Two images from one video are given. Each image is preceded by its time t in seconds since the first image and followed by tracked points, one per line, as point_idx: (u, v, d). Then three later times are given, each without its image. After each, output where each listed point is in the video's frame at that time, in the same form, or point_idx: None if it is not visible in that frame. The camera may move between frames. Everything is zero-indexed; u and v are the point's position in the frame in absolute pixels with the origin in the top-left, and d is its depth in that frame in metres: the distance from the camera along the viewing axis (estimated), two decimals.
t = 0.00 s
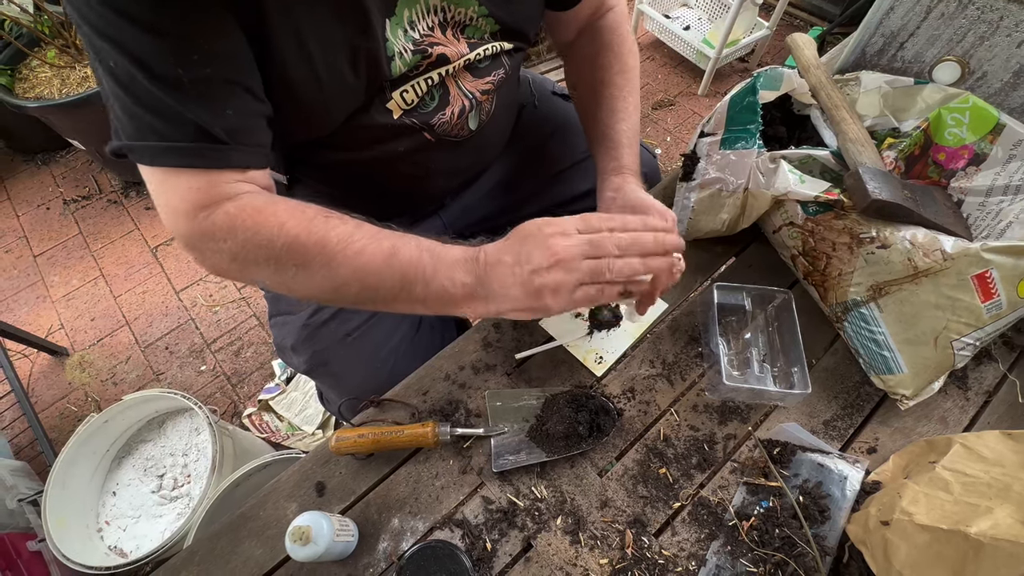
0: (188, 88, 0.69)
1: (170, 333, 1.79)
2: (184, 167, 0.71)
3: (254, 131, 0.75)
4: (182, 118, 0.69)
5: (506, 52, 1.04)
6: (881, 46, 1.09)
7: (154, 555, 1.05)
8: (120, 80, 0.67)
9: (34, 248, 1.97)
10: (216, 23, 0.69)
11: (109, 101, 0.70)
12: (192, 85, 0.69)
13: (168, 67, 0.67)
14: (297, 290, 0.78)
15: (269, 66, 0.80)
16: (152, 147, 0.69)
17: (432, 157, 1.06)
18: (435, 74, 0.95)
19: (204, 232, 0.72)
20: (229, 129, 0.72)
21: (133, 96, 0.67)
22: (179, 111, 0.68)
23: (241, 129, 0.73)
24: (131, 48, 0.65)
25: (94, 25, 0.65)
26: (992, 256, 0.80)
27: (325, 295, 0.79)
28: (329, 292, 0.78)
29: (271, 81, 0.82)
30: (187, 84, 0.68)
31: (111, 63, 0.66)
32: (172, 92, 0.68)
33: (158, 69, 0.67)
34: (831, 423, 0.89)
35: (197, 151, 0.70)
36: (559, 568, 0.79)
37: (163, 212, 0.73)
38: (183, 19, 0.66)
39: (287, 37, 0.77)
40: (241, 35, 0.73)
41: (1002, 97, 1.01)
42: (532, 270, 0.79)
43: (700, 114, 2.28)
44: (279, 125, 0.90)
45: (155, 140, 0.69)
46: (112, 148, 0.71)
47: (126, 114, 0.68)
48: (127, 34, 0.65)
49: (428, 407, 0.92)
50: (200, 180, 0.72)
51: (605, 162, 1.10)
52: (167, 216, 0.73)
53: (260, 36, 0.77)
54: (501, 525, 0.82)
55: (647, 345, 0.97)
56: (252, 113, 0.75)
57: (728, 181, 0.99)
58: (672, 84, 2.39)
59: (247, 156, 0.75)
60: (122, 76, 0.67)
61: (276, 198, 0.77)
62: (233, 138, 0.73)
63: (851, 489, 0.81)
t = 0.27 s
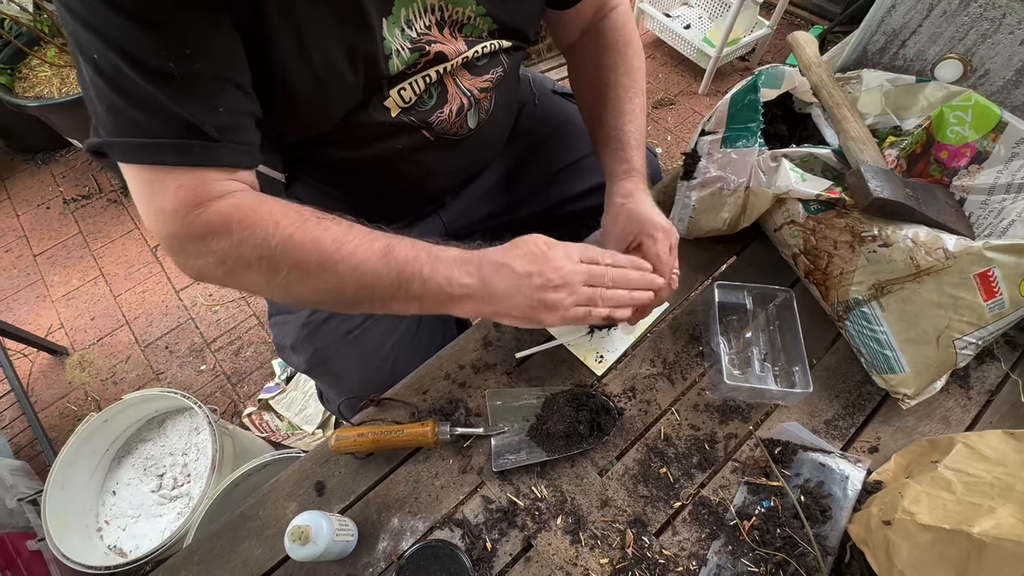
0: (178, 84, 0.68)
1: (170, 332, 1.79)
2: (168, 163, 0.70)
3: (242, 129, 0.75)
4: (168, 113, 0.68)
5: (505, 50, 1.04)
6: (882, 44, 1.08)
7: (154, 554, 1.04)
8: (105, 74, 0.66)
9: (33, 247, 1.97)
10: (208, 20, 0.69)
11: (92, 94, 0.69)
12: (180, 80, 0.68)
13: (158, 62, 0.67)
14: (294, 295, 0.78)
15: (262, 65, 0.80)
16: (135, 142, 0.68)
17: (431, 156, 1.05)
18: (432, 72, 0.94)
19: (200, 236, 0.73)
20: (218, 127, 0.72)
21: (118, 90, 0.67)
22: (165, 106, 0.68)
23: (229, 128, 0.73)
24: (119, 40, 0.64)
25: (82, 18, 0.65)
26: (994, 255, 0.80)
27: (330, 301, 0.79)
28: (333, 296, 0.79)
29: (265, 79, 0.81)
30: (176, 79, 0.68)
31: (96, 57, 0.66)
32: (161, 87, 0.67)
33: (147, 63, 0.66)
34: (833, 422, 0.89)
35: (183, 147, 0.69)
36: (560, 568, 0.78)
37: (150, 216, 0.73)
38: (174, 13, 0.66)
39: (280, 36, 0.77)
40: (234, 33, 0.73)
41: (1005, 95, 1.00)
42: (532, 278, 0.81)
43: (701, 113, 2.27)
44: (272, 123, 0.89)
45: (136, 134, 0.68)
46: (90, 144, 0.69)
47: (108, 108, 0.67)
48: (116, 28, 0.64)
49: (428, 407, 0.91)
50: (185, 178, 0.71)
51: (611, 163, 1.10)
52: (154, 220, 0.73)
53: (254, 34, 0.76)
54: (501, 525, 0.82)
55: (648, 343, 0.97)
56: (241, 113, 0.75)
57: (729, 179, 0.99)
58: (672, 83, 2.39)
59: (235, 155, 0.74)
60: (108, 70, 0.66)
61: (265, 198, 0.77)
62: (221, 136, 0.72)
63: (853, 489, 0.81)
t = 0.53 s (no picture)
0: (185, 91, 0.68)
1: (171, 332, 1.79)
2: (175, 170, 0.70)
3: (247, 134, 0.75)
4: (175, 120, 0.68)
5: (505, 50, 1.04)
6: (883, 43, 1.08)
7: (155, 553, 1.04)
8: (111, 81, 0.66)
9: (34, 247, 1.97)
10: (214, 26, 0.69)
11: (96, 99, 0.68)
12: (187, 87, 0.68)
13: (165, 69, 0.66)
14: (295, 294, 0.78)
15: (266, 67, 0.80)
16: (142, 149, 0.68)
17: (431, 155, 1.05)
18: (434, 73, 0.95)
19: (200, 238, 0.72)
20: (224, 133, 0.72)
21: (124, 98, 0.66)
22: (172, 113, 0.68)
23: (235, 133, 0.73)
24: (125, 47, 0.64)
25: (87, 25, 0.64)
26: (995, 254, 0.80)
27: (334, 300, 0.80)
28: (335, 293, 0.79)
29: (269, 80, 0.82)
30: (183, 86, 0.68)
31: (102, 63, 0.65)
32: (168, 94, 0.67)
33: (153, 69, 0.66)
34: (834, 421, 0.89)
35: (190, 154, 0.70)
36: (560, 567, 0.78)
37: (152, 219, 0.73)
38: (181, 20, 0.66)
39: (284, 40, 0.77)
40: (239, 37, 0.73)
41: (1006, 94, 1.00)
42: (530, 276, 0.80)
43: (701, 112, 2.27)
44: (274, 124, 0.89)
45: (142, 142, 0.68)
46: (96, 150, 0.69)
47: (114, 115, 0.67)
48: (124, 36, 0.64)
49: (429, 406, 0.91)
50: (190, 184, 0.71)
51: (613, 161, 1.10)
52: (155, 224, 0.73)
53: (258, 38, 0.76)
54: (502, 524, 0.82)
55: (649, 343, 0.97)
56: (246, 118, 0.75)
57: (730, 178, 0.99)
58: (672, 83, 2.39)
59: (240, 159, 0.74)
60: (114, 77, 0.66)
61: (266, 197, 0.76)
62: (227, 142, 0.73)
63: (853, 488, 0.81)
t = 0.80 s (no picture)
0: (186, 90, 0.69)
1: (171, 331, 1.79)
2: (177, 168, 0.70)
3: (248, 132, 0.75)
4: (176, 118, 0.68)
5: (508, 50, 1.04)
6: (885, 42, 1.08)
7: (156, 553, 1.04)
8: (113, 80, 0.66)
9: (34, 247, 1.97)
10: (212, 24, 0.68)
11: (97, 97, 0.69)
12: (186, 86, 0.68)
13: (166, 68, 0.66)
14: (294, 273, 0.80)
15: (266, 66, 0.81)
16: (145, 147, 0.68)
17: (432, 157, 1.05)
18: (438, 76, 0.94)
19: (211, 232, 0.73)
20: (225, 131, 0.72)
21: (126, 97, 0.66)
22: (171, 112, 0.68)
23: (236, 131, 0.74)
24: (123, 48, 0.64)
25: (87, 24, 0.64)
26: (997, 253, 0.79)
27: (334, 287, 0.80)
28: (339, 287, 0.80)
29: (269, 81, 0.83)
30: (184, 85, 0.68)
31: (103, 63, 0.65)
32: (169, 92, 0.67)
33: (154, 68, 0.66)
34: (835, 421, 0.89)
35: (192, 152, 0.70)
36: (562, 566, 0.78)
37: (155, 215, 0.74)
38: (178, 18, 0.65)
39: (286, 38, 0.77)
40: (240, 34, 0.73)
41: (1008, 93, 1.00)
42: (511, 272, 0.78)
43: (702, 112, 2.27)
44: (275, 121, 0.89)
45: (145, 140, 0.68)
46: (98, 148, 0.69)
47: (116, 114, 0.67)
48: (124, 36, 0.63)
49: (430, 405, 0.91)
50: (191, 181, 0.72)
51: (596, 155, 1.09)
52: (159, 220, 0.74)
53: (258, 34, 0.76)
54: (503, 523, 0.82)
55: (650, 342, 0.97)
56: (246, 116, 0.75)
57: (731, 177, 0.98)
58: (673, 82, 2.38)
59: (242, 157, 0.75)
60: (115, 76, 0.66)
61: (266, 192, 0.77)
62: (226, 138, 0.73)
63: (855, 487, 0.81)
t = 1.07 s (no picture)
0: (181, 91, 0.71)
1: (171, 332, 1.79)
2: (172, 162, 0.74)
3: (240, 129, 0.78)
4: (170, 117, 0.71)
5: (507, 52, 1.04)
6: (883, 42, 1.08)
7: (156, 552, 1.05)
8: (111, 81, 0.68)
9: (35, 247, 1.97)
10: (213, 32, 0.70)
11: (95, 92, 0.70)
12: (185, 89, 0.70)
13: (163, 70, 0.68)
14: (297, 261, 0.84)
15: (259, 67, 0.81)
16: (141, 143, 0.71)
17: (431, 156, 1.05)
18: (436, 76, 0.94)
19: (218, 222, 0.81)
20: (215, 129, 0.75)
21: (124, 97, 0.69)
22: (167, 111, 0.70)
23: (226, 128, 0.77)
24: (124, 50, 0.66)
25: (86, 27, 0.65)
26: (995, 253, 0.80)
27: (329, 266, 0.85)
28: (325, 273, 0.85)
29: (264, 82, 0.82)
30: (179, 86, 0.70)
31: (102, 64, 0.67)
32: (164, 93, 0.69)
33: (151, 71, 0.68)
34: (834, 420, 0.89)
35: (184, 149, 0.73)
36: (561, 565, 0.79)
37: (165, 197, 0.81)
38: (180, 26, 0.67)
39: (281, 43, 0.78)
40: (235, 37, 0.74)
41: (1005, 94, 1.00)
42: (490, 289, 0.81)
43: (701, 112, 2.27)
44: (276, 124, 0.90)
45: (142, 134, 0.71)
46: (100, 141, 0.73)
47: (115, 112, 0.70)
48: (121, 39, 0.65)
49: (430, 405, 0.92)
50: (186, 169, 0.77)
51: (570, 139, 1.09)
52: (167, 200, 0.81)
53: (255, 37, 0.77)
54: (502, 523, 0.82)
55: (649, 342, 0.97)
56: (239, 114, 0.77)
57: (730, 177, 0.99)
58: (673, 82, 2.39)
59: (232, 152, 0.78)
60: (114, 77, 0.68)
61: (259, 183, 0.83)
62: (216, 137, 0.76)
63: (853, 486, 0.81)
